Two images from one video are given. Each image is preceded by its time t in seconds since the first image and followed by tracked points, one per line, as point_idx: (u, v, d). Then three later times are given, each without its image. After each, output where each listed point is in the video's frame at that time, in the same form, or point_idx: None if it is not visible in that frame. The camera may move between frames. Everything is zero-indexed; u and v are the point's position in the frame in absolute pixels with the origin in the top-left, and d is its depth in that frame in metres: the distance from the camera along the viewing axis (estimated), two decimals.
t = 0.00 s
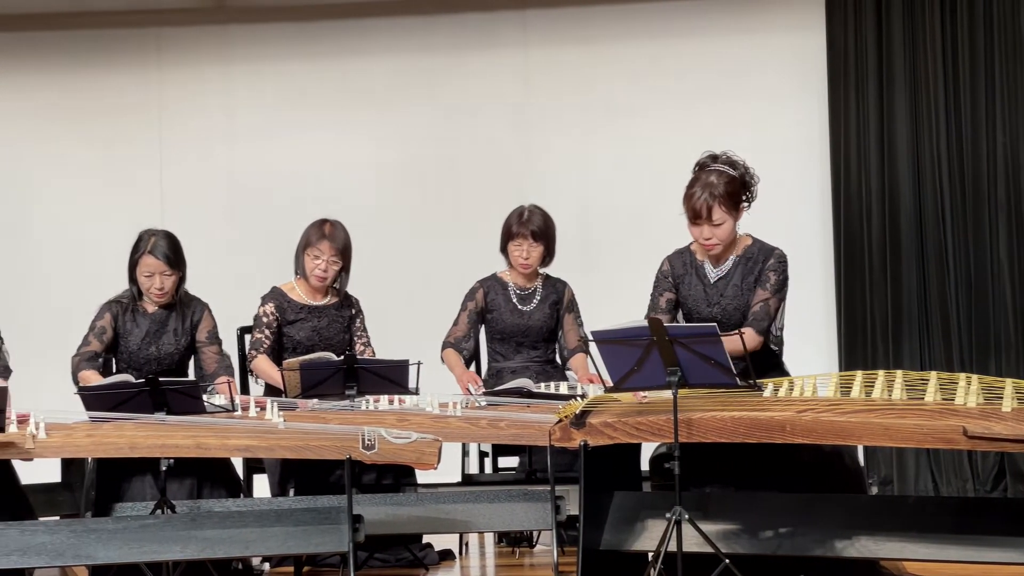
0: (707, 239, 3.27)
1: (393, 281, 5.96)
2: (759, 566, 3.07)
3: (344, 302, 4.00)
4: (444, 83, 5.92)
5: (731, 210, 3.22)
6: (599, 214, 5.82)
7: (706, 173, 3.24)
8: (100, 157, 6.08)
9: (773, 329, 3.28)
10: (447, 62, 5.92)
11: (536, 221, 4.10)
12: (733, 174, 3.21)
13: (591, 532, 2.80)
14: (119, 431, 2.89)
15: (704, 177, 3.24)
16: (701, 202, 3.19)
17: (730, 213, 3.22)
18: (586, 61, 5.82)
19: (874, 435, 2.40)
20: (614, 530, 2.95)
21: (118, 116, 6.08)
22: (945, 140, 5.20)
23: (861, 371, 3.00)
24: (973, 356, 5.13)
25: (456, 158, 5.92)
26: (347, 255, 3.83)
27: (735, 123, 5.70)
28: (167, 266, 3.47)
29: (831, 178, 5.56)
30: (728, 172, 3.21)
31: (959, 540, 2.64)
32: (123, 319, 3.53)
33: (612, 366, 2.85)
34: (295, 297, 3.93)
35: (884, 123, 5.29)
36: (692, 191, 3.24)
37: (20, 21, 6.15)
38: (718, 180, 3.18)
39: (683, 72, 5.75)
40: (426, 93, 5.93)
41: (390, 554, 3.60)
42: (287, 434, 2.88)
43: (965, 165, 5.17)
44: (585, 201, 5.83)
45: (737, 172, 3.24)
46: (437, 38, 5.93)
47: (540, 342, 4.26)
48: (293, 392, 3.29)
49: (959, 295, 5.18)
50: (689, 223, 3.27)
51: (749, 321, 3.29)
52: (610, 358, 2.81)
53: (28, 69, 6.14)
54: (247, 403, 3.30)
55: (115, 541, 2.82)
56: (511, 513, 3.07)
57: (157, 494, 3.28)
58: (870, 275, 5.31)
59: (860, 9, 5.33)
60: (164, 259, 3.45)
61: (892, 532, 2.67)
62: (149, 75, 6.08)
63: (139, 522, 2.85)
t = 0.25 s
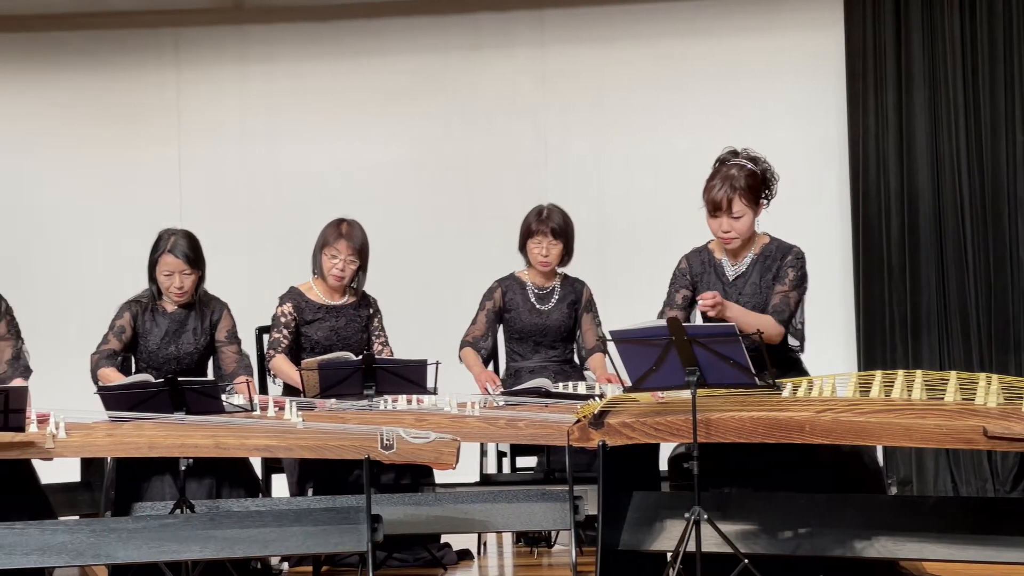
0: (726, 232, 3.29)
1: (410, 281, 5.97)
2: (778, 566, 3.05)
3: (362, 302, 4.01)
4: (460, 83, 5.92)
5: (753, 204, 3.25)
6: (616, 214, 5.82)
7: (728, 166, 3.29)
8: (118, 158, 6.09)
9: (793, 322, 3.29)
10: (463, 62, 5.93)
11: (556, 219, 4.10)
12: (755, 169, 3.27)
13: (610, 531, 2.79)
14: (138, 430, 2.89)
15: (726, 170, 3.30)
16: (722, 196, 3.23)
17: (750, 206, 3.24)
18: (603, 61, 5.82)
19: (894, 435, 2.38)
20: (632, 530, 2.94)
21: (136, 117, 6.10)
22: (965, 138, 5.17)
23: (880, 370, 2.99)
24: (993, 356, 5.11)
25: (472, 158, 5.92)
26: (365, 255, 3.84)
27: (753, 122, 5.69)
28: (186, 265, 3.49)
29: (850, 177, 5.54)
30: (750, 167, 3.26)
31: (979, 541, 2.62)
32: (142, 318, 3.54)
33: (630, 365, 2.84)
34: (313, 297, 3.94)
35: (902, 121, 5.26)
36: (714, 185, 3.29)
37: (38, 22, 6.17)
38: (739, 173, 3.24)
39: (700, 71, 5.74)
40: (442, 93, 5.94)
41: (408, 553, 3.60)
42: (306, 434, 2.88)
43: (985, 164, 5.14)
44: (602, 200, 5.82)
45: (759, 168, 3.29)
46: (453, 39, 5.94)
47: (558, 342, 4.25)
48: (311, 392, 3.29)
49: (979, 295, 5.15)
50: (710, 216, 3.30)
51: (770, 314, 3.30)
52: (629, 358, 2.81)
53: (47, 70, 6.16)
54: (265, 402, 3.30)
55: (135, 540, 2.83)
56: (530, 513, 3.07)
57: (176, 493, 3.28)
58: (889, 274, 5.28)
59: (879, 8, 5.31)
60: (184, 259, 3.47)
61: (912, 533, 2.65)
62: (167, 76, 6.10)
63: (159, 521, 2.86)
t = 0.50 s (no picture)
0: (742, 233, 3.27)
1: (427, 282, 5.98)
2: (797, 566, 3.05)
3: (380, 302, 4.01)
4: (477, 84, 5.93)
5: (769, 205, 3.23)
6: (633, 214, 5.82)
7: (745, 168, 3.28)
8: (137, 159, 6.11)
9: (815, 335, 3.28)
10: (479, 63, 5.93)
11: (573, 219, 4.10)
12: (772, 170, 3.25)
13: (628, 532, 2.79)
14: (157, 430, 2.91)
15: (743, 171, 3.28)
16: (739, 197, 3.22)
17: (767, 206, 3.23)
18: (620, 61, 5.82)
19: (913, 435, 2.38)
20: (650, 530, 2.94)
21: (154, 118, 6.12)
22: (984, 138, 5.15)
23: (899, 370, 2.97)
24: (1012, 356, 5.07)
25: (489, 158, 5.92)
26: (382, 255, 3.84)
27: (771, 121, 5.68)
28: (205, 267, 3.50)
29: (867, 176, 5.52)
30: (767, 168, 3.24)
31: (999, 541, 2.61)
32: (161, 318, 3.56)
33: (649, 366, 2.84)
34: (330, 298, 3.95)
35: (921, 121, 5.24)
36: (730, 186, 3.28)
37: (57, 23, 6.19)
38: (756, 174, 3.22)
39: (717, 71, 5.72)
40: (458, 94, 5.94)
41: (427, 553, 3.59)
42: (324, 434, 2.89)
43: (1004, 163, 5.11)
44: (618, 200, 5.82)
45: (776, 169, 3.27)
46: (470, 39, 5.94)
47: (576, 341, 4.25)
48: (330, 392, 3.30)
49: (999, 295, 5.12)
50: (726, 218, 3.29)
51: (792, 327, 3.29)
52: (647, 358, 2.80)
53: (65, 71, 6.18)
54: (284, 401, 3.30)
55: (155, 540, 2.85)
56: (548, 513, 3.07)
57: (195, 493, 3.29)
58: (908, 274, 5.27)
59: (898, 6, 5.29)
60: (202, 260, 3.48)
61: (931, 533, 2.64)
62: (185, 77, 6.11)
63: (178, 521, 2.87)
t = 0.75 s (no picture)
0: (759, 229, 3.26)
1: (444, 281, 5.98)
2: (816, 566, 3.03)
3: (398, 301, 4.02)
4: (493, 83, 5.93)
5: (787, 201, 3.22)
6: (650, 213, 5.81)
7: (762, 164, 3.26)
8: (156, 159, 6.14)
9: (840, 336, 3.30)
10: (496, 63, 5.93)
11: (591, 218, 4.09)
12: (790, 168, 3.23)
13: (647, 532, 2.79)
14: (177, 429, 2.92)
15: (760, 168, 3.26)
16: (757, 193, 3.20)
17: (785, 203, 3.21)
18: (636, 60, 5.81)
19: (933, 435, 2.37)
20: (669, 530, 2.93)
21: (173, 118, 6.14)
22: (1004, 137, 5.13)
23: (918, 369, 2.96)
24: None
25: (506, 158, 5.93)
26: (400, 254, 3.85)
27: (788, 120, 5.66)
28: (224, 267, 3.50)
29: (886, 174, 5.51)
30: (785, 166, 3.22)
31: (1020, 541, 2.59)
32: (180, 318, 3.57)
33: (667, 365, 2.83)
34: (348, 297, 3.96)
35: (941, 118, 5.21)
36: (748, 183, 3.26)
37: (76, 24, 6.21)
38: (774, 171, 3.20)
39: (735, 69, 5.71)
40: (475, 94, 5.95)
41: (445, 552, 3.59)
42: (343, 433, 2.89)
43: None
44: (635, 199, 5.82)
45: (794, 166, 3.25)
46: (487, 39, 5.94)
47: (594, 340, 4.25)
48: (348, 392, 3.30)
49: (1019, 294, 5.09)
50: (744, 214, 3.28)
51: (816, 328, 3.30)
52: (666, 358, 2.80)
53: (84, 72, 6.20)
54: (302, 400, 3.31)
55: (174, 539, 2.86)
56: (566, 513, 3.07)
57: (215, 492, 3.29)
58: (927, 273, 5.24)
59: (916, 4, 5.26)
60: (221, 262, 3.48)
61: (951, 533, 2.63)
62: (203, 77, 6.13)
63: (197, 520, 2.88)
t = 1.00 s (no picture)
0: (779, 233, 3.24)
1: (461, 281, 5.99)
2: (835, 566, 3.02)
3: (416, 301, 4.02)
4: (510, 83, 5.93)
5: (807, 203, 3.20)
6: (667, 213, 5.81)
7: (779, 168, 3.24)
8: (173, 160, 6.16)
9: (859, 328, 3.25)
10: (512, 62, 5.93)
11: (608, 217, 4.10)
12: (807, 169, 3.22)
13: (665, 532, 2.78)
14: (196, 429, 2.93)
15: (777, 171, 3.24)
16: (775, 196, 3.18)
17: (804, 205, 3.20)
18: (653, 59, 5.81)
19: (953, 435, 2.36)
20: (687, 530, 2.93)
21: (191, 119, 6.16)
22: None
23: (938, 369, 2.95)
24: None
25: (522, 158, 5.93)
26: (417, 254, 3.85)
27: (806, 120, 5.66)
28: (241, 268, 3.51)
29: (905, 174, 5.49)
30: (802, 167, 3.21)
31: None
32: (199, 318, 3.58)
33: (686, 365, 2.82)
34: (366, 297, 3.96)
35: (960, 115, 5.19)
36: (766, 187, 3.24)
37: (92, 24, 6.22)
38: (792, 173, 3.19)
39: (752, 68, 5.70)
40: (491, 94, 5.95)
41: (464, 552, 3.59)
42: (362, 434, 2.90)
43: None
44: (652, 199, 5.81)
45: (811, 168, 3.24)
46: (503, 39, 5.94)
47: (612, 340, 4.24)
48: (366, 392, 3.31)
49: None
50: (763, 218, 3.26)
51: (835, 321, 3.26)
52: (684, 358, 2.79)
53: (102, 72, 6.22)
54: (321, 400, 3.32)
55: (193, 539, 2.87)
56: (584, 513, 3.07)
57: (234, 492, 3.30)
58: (945, 273, 5.22)
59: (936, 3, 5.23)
60: (238, 262, 3.49)
61: (971, 534, 2.62)
62: (220, 78, 6.15)
63: (216, 520, 2.89)
